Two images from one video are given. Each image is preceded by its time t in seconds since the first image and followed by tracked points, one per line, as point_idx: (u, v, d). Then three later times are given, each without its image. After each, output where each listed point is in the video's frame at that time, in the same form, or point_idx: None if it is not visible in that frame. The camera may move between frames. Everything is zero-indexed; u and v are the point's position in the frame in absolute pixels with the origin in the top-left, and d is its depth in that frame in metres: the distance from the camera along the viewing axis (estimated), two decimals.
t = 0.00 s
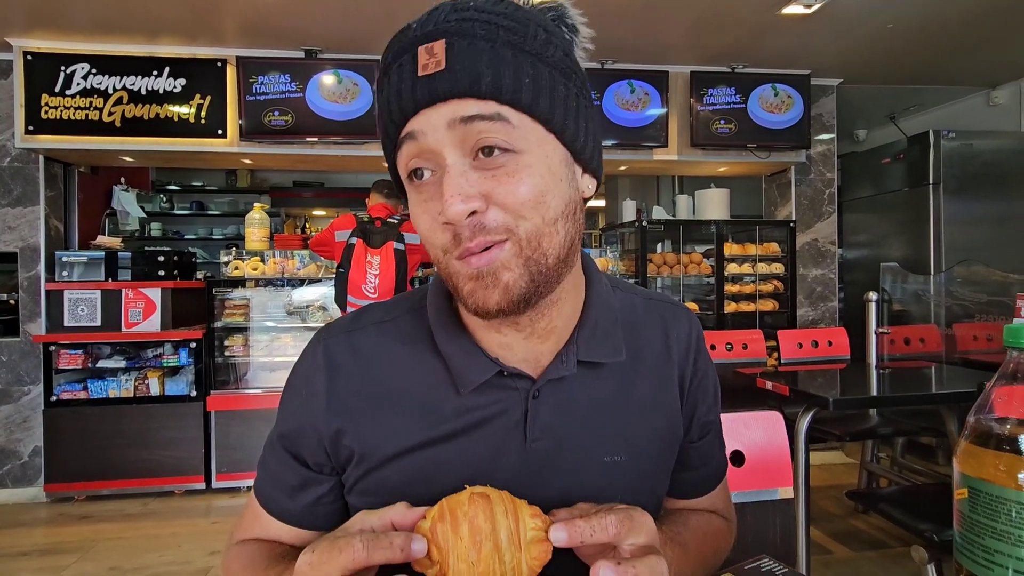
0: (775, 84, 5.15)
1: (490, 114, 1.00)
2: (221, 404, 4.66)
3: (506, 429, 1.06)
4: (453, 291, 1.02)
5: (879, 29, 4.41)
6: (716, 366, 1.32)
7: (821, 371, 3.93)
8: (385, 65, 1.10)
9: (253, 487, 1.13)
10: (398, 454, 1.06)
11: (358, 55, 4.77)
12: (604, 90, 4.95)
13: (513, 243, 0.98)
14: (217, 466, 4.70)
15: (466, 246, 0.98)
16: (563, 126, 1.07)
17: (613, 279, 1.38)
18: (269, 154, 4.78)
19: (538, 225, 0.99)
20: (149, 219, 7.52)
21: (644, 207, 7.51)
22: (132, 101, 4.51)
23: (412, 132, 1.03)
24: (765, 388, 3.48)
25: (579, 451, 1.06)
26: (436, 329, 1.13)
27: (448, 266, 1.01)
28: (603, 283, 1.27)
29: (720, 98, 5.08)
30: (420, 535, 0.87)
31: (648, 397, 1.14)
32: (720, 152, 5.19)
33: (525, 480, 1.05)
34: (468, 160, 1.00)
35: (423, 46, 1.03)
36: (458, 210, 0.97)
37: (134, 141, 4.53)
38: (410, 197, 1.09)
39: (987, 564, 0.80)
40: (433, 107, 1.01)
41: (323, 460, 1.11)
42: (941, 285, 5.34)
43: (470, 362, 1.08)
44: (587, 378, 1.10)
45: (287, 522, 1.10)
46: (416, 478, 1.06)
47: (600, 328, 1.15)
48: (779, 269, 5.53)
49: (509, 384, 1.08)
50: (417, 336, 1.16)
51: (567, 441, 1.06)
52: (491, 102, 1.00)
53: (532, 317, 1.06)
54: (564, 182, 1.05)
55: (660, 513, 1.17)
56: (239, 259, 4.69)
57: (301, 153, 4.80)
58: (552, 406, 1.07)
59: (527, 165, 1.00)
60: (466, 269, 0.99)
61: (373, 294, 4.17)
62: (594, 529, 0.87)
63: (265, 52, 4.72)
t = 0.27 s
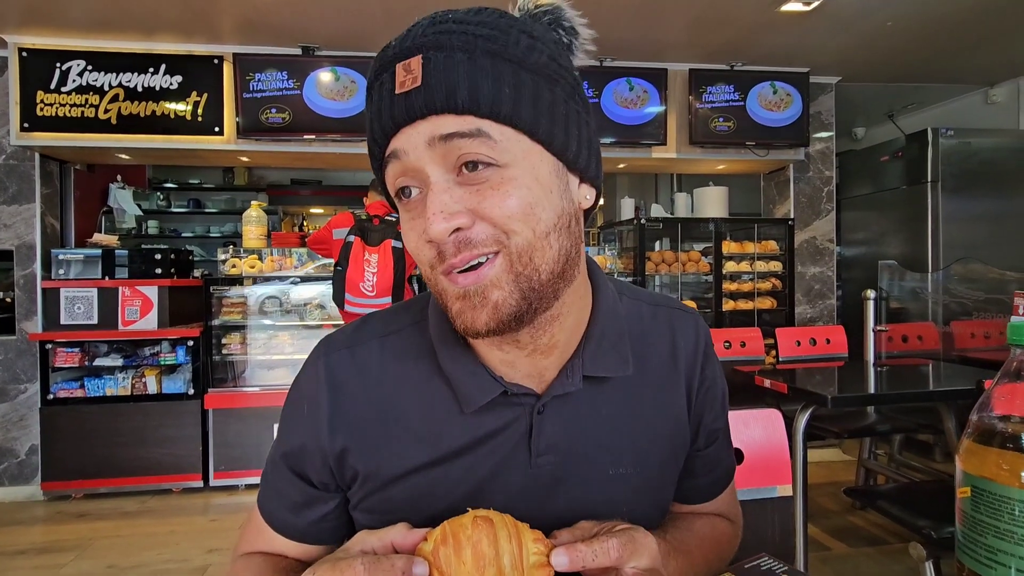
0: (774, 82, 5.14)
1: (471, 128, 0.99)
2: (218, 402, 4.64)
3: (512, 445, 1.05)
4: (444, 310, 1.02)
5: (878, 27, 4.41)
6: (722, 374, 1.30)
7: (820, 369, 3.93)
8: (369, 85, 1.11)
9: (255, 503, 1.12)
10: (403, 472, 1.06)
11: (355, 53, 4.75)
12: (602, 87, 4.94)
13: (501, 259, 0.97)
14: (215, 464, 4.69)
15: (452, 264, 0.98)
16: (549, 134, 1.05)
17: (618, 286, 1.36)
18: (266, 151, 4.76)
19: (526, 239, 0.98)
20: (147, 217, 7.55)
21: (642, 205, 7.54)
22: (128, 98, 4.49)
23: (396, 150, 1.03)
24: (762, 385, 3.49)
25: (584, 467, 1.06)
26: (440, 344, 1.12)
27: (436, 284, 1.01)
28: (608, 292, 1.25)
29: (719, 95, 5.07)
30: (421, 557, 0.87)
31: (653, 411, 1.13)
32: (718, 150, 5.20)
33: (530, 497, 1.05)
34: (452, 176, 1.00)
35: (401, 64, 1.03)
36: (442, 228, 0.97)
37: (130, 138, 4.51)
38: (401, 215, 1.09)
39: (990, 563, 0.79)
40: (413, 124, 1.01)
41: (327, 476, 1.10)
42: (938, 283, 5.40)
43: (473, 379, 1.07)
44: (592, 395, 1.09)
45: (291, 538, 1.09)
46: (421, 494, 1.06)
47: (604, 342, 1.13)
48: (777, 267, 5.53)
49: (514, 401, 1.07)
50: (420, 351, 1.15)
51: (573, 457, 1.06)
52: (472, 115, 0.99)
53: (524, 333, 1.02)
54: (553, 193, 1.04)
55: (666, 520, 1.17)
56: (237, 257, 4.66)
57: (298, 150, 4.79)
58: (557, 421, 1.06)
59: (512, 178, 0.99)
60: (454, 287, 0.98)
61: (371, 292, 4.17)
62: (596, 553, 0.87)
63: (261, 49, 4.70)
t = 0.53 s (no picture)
0: (773, 81, 5.14)
1: (476, 128, 0.99)
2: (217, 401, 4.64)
3: (510, 446, 1.05)
4: (446, 312, 1.02)
5: (877, 25, 4.41)
6: (721, 372, 1.30)
7: (819, 367, 3.93)
8: (371, 77, 1.10)
9: (251, 505, 1.11)
10: (402, 474, 1.06)
11: (354, 51, 4.75)
12: (602, 86, 4.94)
13: (507, 264, 0.98)
14: (214, 463, 4.68)
15: (455, 266, 0.97)
16: (558, 135, 1.05)
17: (618, 285, 1.36)
18: (265, 150, 4.75)
19: (531, 244, 0.98)
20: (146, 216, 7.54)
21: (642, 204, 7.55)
22: (126, 96, 4.48)
23: (399, 148, 1.03)
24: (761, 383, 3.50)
25: (583, 467, 1.06)
26: (438, 345, 1.11)
27: (439, 285, 1.01)
28: (607, 292, 1.25)
29: (718, 94, 5.07)
30: (417, 557, 0.87)
31: (652, 410, 1.13)
32: (718, 149, 5.20)
33: (528, 497, 1.05)
34: (456, 177, 1.00)
35: (406, 59, 1.02)
36: (447, 230, 0.96)
37: (128, 136, 4.50)
38: (403, 214, 1.08)
39: (988, 562, 0.79)
40: (417, 122, 1.00)
41: (324, 478, 1.09)
42: (936, 281, 5.37)
43: (472, 381, 1.06)
44: (591, 396, 1.09)
45: (288, 540, 1.09)
46: (420, 495, 1.06)
47: (603, 342, 1.14)
48: (776, 266, 5.54)
49: (513, 401, 1.07)
50: (419, 352, 1.14)
51: (571, 457, 1.06)
52: (477, 115, 0.99)
53: (529, 338, 1.03)
54: (559, 197, 1.04)
55: (664, 520, 1.17)
56: (235, 256, 4.65)
57: (297, 149, 4.78)
58: (556, 422, 1.06)
59: (518, 180, 0.99)
60: (458, 291, 0.98)
61: (370, 291, 4.15)
62: (593, 553, 0.87)
63: (260, 47, 4.69)
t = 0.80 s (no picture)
0: (773, 81, 5.15)
1: (479, 132, 0.98)
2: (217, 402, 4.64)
3: (509, 446, 1.05)
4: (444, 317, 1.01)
5: (877, 25, 4.41)
6: (719, 372, 1.31)
7: (819, 367, 3.94)
8: (371, 75, 1.08)
9: (251, 508, 1.11)
10: (401, 474, 1.06)
11: (354, 51, 4.75)
12: (602, 86, 4.95)
13: (507, 271, 0.98)
14: (214, 464, 4.68)
15: (455, 271, 0.97)
16: (559, 139, 1.05)
17: (616, 286, 1.36)
18: (264, 150, 4.75)
19: (532, 251, 0.98)
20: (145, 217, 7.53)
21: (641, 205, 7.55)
22: (126, 97, 4.48)
23: (400, 148, 1.01)
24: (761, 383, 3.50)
25: (581, 467, 1.06)
26: (436, 345, 1.11)
27: (438, 290, 1.00)
28: (604, 292, 1.25)
29: (718, 94, 5.07)
30: (416, 558, 0.87)
31: (650, 410, 1.14)
32: (718, 149, 5.20)
33: (527, 498, 1.05)
34: (457, 181, 0.99)
35: (409, 59, 1.01)
36: (448, 235, 0.96)
37: (128, 137, 4.50)
38: (401, 213, 1.07)
39: (986, 561, 0.79)
40: (418, 124, 0.99)
41: (323, 480, 1.09)
42: (936, 282, 5.38)
43: (470, 381, 1.06)
44: (588, 396, 1.10)
45: (287, 541, 1.09)
46: (419, 495, 1.06)
47: (601, 343, 1.14)
48: (776, 266, 5.55)
49: (511, 401, 1.07)
50: (417, 352, 1.15)
51: (570, 457, 1.06)
52: (480, 118, 0.98)
53: (526, 340, 1.03)
54: (560, 202, 1.05)
55: (663, 520, 1.17)
56: (236, 257, 4.65)
57: (297, 149, 4.78)
58: (554, 422, 1.07)
59: (520, 186, 0.99)
60: (456, 297, 0.98)
61: (370, 291, 4.16)
62: (592, 553, 0.87)
63: (260, 48, 4.70)
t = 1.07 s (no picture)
0: (773, 83, 5.16)
1: (544, 121, 1.04)
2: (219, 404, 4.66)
3: (503, 439, 1.06)
4: (465, 294, 1.01)
5: (876, 27, 4.42)
6: (712, 367, 1.32)
7: (820, 369, 3.94)
8: (433, 41, 1.09)
9: (252, 509, 1.13)
10: (400, 468, 1.06)
11: (355, 55, 4.77)
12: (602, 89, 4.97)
13: (542, 256, 1.00)
14: (216, 466, 4.69)
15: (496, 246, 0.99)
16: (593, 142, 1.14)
17: (608, 283, 1.38)
18: (266, 153, 4.77)
19: (569, 242, 1.03)
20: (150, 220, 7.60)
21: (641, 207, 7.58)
22: (128, 101, 4.50)
23: (458, 118, 1.03)
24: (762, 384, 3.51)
25: (576, 458, 1.07)
26: (432, 340, 1.13)
27: (465, 266, 1.00)
28: (597, 289, 1.26)
29: (718, 96, 5.09)
30: (412, 553, 0.87)
31: (643, 402, 1.14)
32: (718, 151, 5.22)
33: (523, 491, 1.05)
34: (512, 161, 1.02)
35: (491, 37, 1.05)
36: (502, 209, 0.98)
37: (130, 141, 4.52)
38: (429, 184, 1.06)
39: (986, 561, 0.80)
40: (487, 97, 1.02)
41: (322, 478, 1.10)
42: (937, 283, 5.39)
43: (466, 373, 1.07)
44: (583, 388, 1.11)
45: (288, 541, 1.10)
46: (417, 489, 1.07)
47: (595, 336, 1.15)
48: (776, 268, 5.56)
49: (506, 393, 1.08)
50: (414, 349, 1.16)
51: (564, 450, 1.07)
52: (548, 111, 1.05)
53: (533, 330, 1.06)
54: (592, 206, 1.11)
55: (659, 518, 1.18)
56: (237, 259, 4.73)
57: (298, 152, 4.80)
58: (548, 414, 1.07)
59: (568, 180, 1.05)
60: (488, 272, 0.99)
61: (371, 294, 4.18)
62: (586, 544, 0.87)
63: (262, 52, 4.72)
